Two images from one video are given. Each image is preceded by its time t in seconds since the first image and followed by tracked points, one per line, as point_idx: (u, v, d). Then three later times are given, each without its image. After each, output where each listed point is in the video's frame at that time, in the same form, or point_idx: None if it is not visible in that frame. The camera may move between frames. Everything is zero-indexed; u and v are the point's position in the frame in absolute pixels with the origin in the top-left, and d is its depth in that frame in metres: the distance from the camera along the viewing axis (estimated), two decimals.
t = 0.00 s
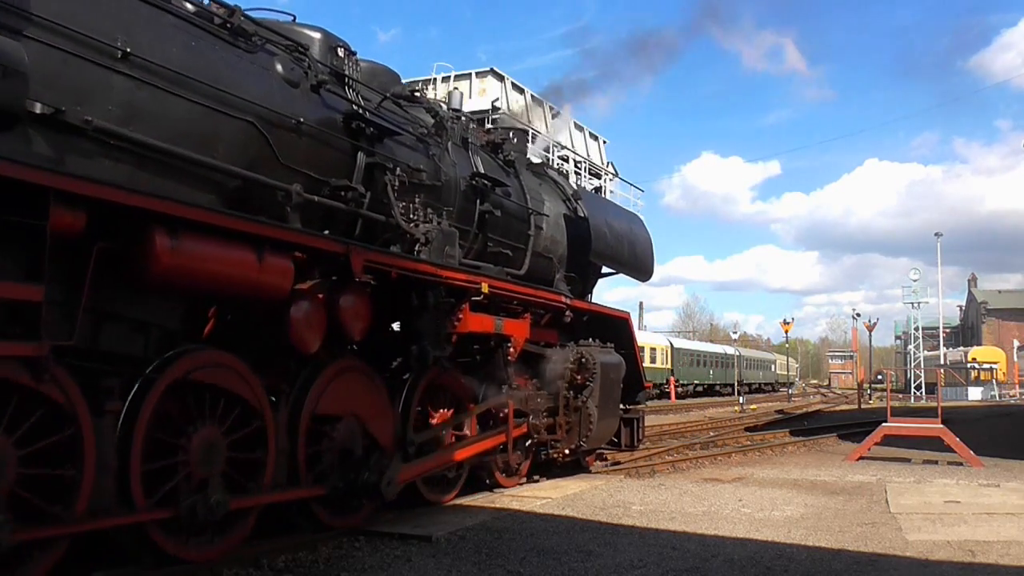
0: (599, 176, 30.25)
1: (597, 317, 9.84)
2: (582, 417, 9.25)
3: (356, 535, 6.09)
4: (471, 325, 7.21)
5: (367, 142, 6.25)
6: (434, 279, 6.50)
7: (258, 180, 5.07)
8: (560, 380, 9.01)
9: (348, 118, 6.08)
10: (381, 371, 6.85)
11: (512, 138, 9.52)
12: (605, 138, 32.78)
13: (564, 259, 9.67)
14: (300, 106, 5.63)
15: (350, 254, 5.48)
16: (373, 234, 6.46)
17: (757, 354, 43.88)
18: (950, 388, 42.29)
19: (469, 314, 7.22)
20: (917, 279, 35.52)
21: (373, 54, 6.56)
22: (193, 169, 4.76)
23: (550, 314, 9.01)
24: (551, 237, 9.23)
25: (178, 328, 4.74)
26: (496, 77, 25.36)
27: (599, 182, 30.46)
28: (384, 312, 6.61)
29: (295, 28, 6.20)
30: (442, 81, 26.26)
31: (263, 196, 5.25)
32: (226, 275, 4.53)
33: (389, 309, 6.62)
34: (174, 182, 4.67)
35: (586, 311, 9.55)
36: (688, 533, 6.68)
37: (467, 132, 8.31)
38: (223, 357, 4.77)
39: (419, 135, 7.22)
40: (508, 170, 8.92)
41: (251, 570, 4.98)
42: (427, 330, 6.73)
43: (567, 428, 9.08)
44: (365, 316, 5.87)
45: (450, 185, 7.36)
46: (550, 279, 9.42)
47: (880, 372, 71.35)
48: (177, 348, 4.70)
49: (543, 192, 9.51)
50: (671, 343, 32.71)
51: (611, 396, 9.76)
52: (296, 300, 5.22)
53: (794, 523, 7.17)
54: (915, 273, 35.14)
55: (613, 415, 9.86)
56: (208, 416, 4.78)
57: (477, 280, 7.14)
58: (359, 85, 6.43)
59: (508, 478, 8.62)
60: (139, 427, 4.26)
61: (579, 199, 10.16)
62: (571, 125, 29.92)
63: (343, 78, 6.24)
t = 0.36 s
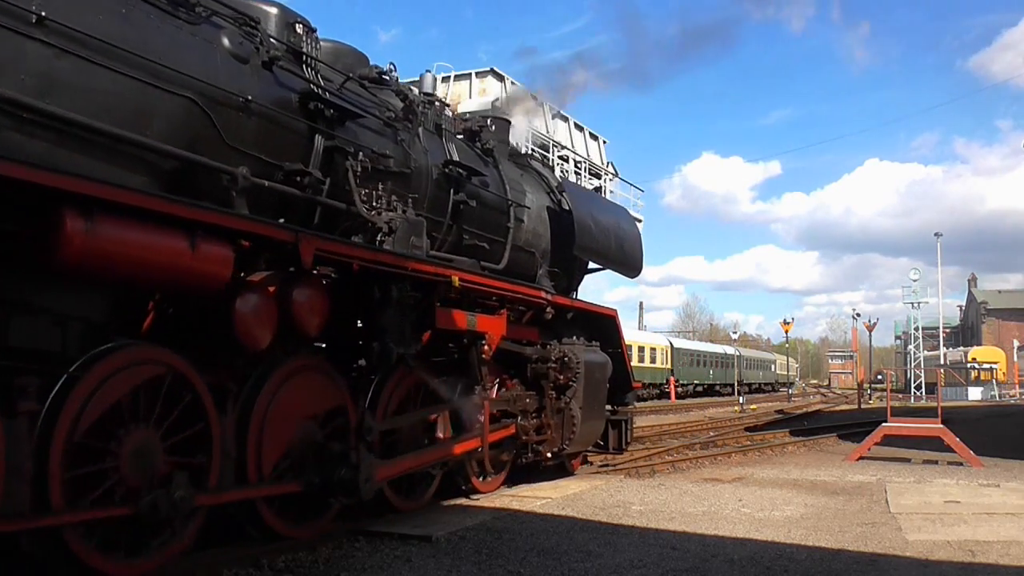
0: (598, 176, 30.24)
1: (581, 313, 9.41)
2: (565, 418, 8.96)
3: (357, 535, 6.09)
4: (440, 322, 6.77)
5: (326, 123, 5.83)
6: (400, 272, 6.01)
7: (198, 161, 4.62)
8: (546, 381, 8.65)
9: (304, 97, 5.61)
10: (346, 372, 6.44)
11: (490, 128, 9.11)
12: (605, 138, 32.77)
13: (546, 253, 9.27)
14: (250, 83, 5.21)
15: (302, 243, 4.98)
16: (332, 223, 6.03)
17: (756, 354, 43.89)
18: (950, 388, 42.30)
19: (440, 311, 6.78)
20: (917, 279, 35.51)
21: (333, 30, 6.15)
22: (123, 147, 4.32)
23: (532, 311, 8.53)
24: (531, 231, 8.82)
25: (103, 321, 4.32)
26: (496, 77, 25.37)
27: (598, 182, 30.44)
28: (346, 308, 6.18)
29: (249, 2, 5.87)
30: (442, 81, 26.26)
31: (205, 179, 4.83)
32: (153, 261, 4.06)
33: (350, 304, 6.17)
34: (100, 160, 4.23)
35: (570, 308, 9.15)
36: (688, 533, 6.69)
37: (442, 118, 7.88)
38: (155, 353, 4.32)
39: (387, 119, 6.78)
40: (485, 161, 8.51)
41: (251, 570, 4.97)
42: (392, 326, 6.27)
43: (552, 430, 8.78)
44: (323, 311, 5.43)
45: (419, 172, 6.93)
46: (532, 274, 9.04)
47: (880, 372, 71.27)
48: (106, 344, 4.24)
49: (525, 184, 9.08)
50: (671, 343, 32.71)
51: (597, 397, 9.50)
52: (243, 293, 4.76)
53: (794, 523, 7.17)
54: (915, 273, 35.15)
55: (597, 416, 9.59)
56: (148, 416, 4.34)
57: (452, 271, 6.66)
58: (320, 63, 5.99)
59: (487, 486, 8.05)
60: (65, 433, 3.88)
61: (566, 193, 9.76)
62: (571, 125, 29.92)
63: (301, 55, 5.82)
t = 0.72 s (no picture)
0: (598, 176, 30.23)
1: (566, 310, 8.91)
2: (548, 419, 8.44)
3: (357, 535, 6.09)
4: (406, 317, 6.24)
5: (277, 102, 5.37)
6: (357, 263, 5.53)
7: (129, 140, 4.21)
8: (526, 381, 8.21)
9: (254, 74, 5.17)
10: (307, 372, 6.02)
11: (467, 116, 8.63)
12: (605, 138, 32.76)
13: (529, 247, 8.82)
14: (193, 57, 4.80)
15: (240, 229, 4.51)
16: (287, 211, 5.56)
17: (756, 353, 43.90)
18: (950, 388, 42.32)
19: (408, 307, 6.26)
20: (918, 279, 35.46)
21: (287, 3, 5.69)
22: (41, 123, 3.91)
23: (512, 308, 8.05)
24: (511, 224, 8.34)
25: (18, 314, 3.96)
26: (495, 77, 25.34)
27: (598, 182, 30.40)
28: (305, 304, 5.74)
29: None
30: (441, 80, 26.25)
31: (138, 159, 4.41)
32: (63, 243, 3.65)
33: (309, 299, 5.74)
34: (14, 135, 3.81)
35: (554, 305, 8.65)
36: (688, 533, 6.68)
37: (414, 102, 7.37)
38: (78, 348, 3.94)
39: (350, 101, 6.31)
40: (462, 150, 8.03)
41: (251, 570, 4.97)
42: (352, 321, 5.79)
43: (534, 432, 8.32)
44: (274, 305, 5.00)
45: (386, 159, 6.43)
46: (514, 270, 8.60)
47: (880, 372, 71.18)
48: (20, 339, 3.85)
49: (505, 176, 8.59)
50: (671, 343, 32.71)
51: (582, 397, 8.92)
52: (178, 285, 4.35)
53: (794, 523, 7.17)
54: (915, 274, 35.14)
55: (585, 417, 9.01)
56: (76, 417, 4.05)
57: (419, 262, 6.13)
58: (273, 38, 5.53)
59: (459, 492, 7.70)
60: None
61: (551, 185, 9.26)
62: (571, 125, 29.90)
63: (252, 30, 5.38)
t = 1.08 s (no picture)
0: (598, 176, 30.23)
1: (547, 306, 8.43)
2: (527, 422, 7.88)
3: (357, 535, 6.09)
4: (366, 311, 5.86)
5: (220, 77, 4.99)
6: (310, 251, 5.14)
7: (45, 114, 3.90)
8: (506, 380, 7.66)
9: (196, 47, 4.81)
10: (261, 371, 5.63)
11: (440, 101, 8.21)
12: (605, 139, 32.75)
13: (508, 241, 8.37)
14: (124, 28, 4.44)
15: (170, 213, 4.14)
16: (233, 195, 5.23)
17: (757, 353, 43.92)
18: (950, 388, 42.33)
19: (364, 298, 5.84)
20: (919, 280, 35.48)
21: None
22: None
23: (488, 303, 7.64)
24: (487, 216, 7.90)
25: None
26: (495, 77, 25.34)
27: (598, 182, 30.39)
28: (255, 298, 5.36)
29: None
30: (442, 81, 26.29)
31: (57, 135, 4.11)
32: None
33: (259, 291, 5.36)
34: None
35: (533, 300, 8.19)
36: (688, 533, 6.69)
37: (383, 84, 6.94)
38: None
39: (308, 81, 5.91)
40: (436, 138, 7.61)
41: (251, 570, 4.98)
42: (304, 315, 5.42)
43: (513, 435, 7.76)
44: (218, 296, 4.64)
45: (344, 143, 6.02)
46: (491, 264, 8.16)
47: (880, 372, 71.06)
48: None
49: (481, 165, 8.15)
50: (671, 343, 32.72)
51: (564, 400, 8.35)
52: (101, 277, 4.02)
53: (794, 523, 7.18)
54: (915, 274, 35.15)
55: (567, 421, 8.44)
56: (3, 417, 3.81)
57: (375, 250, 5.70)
58: (220, 11, 5.15)
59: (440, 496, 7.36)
60: None
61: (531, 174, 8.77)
62: (571, 125, 29.90)
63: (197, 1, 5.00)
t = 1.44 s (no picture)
0: (598, 176, 30.21)
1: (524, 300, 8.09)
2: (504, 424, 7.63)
3: (357, 535, 6.09)
4: (325, 305, 5.39)
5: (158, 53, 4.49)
6: (255, 239, 4.69)
7: None
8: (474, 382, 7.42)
9: (128, 17, 4.30)
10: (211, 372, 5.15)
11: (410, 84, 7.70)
12: (605, 139, 32.72)
13: (486, 233, 8.02)
14: None
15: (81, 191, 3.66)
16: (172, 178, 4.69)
17: (757, 353, 43.94)
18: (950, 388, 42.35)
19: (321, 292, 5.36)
20: (919, 280, 35.50)
21: None
22: None
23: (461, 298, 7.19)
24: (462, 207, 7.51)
25: None
26: (495, 77, 25.31)
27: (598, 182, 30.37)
28: (195, 290, 4.86)
29: None
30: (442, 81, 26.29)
31: None
32: None
33: (201, 283, 4.85)
34: None
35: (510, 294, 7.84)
36: (688, 533, 6.69)
37: (345, 66, 6.48)
38: None
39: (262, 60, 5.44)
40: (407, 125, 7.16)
41: (251, 570, 4.98)
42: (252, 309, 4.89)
43: (489, 439, 7.54)
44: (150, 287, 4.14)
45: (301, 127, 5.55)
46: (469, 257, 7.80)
47: (880, 372, 71.10)
48: None
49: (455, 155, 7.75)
50: (671, 343, 32.72)
51: (545, 399, 8.12)
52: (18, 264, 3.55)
53: (794, 523, 7.18)
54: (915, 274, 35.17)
55: (548, 420, 8.17)
56: None
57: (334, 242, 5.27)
58: None
59: (409, 501, 7.08)
60: None
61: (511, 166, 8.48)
62: (571, 125, 29.87)
63: None
